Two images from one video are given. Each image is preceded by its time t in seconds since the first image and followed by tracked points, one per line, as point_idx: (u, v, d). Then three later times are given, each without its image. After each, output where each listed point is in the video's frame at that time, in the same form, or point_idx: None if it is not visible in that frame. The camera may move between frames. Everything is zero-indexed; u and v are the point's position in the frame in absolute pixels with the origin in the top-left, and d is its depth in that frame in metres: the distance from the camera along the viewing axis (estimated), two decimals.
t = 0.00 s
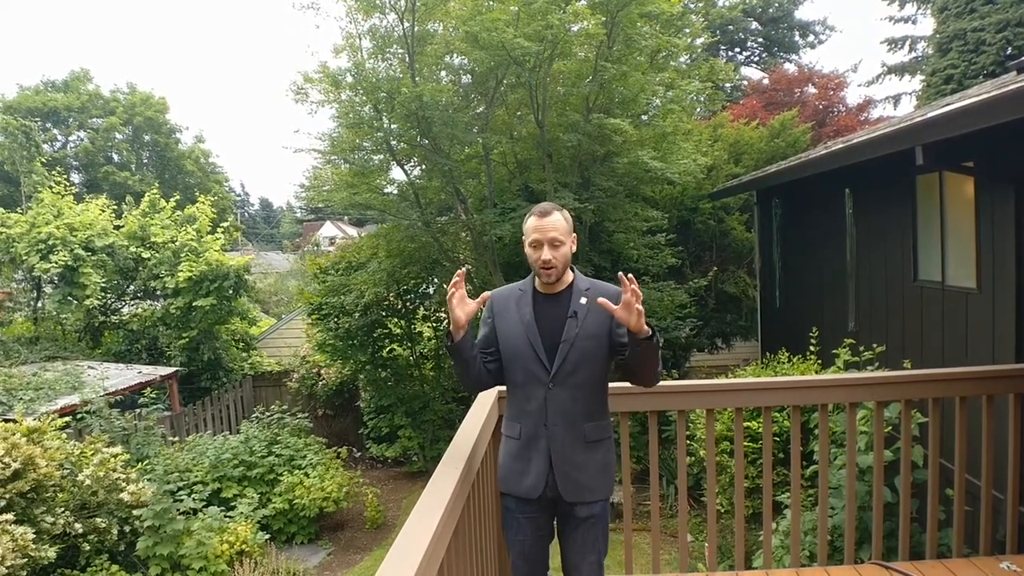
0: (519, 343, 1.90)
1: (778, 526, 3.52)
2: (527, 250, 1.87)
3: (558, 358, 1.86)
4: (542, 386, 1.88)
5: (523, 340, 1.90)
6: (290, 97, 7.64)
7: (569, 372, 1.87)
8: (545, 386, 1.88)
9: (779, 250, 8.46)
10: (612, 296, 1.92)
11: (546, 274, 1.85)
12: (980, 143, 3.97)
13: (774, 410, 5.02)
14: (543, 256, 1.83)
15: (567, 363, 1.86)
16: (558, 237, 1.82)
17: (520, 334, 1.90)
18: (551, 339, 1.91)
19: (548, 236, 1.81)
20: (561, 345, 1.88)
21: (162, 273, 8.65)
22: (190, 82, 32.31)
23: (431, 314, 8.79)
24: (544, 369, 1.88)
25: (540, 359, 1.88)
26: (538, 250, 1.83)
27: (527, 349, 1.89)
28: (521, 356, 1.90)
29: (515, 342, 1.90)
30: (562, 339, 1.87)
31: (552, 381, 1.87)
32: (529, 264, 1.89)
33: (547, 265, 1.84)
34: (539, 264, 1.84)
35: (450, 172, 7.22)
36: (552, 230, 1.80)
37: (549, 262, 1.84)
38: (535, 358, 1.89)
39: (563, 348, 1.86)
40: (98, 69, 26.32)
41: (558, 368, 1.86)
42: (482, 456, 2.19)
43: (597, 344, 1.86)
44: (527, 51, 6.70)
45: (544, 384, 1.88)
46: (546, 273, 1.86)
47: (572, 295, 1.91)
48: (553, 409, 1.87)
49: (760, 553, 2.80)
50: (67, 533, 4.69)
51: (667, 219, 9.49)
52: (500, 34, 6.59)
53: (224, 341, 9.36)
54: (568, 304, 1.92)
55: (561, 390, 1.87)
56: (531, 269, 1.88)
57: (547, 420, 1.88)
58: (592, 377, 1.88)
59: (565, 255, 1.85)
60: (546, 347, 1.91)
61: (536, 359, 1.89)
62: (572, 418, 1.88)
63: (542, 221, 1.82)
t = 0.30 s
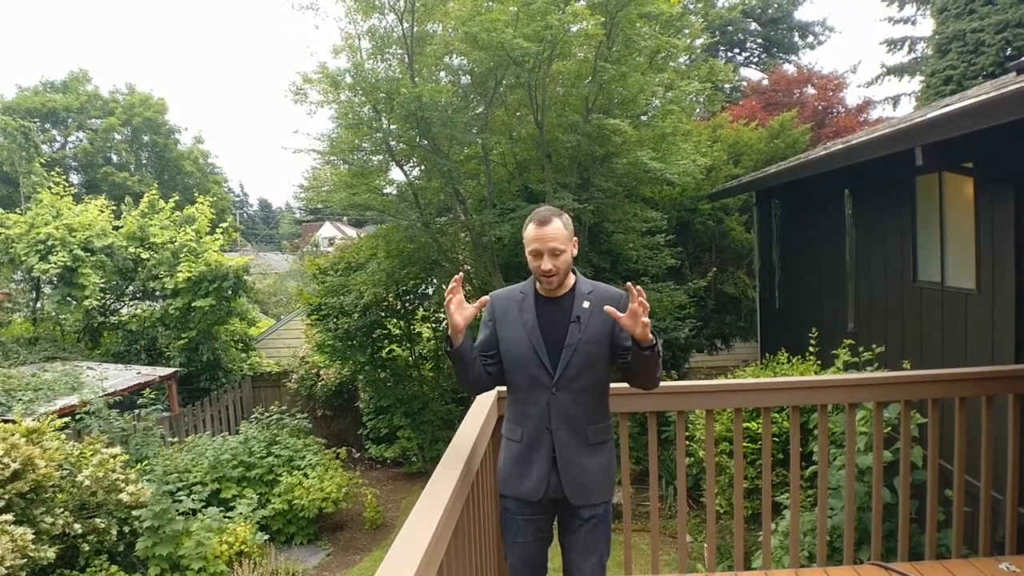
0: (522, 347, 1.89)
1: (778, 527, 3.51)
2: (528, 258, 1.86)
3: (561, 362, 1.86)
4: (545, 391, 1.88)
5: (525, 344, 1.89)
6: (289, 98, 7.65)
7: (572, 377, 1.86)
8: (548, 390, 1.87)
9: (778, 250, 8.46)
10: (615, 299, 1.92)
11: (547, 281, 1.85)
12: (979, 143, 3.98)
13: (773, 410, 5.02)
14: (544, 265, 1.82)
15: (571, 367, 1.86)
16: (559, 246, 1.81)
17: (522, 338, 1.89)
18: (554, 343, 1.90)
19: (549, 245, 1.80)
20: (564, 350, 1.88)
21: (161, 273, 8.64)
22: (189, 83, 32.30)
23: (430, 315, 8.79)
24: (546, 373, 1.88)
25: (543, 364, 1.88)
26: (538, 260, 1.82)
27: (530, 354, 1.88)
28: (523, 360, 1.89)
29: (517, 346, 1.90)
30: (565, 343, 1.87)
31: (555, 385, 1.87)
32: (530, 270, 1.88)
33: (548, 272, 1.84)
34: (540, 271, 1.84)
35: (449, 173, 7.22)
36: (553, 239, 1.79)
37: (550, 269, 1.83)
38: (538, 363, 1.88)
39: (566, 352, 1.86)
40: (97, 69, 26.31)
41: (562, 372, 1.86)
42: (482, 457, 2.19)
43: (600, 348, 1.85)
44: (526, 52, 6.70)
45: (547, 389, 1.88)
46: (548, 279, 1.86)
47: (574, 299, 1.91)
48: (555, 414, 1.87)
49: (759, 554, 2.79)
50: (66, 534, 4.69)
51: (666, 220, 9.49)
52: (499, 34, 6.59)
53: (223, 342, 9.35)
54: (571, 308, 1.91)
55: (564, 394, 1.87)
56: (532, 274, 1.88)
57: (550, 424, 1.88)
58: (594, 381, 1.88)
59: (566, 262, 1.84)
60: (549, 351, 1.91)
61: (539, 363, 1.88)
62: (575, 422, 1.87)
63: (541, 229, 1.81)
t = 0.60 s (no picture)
0: (522, 345, 1.89)
1: (778, 525, 3.50)
2: (531, 256, 1.86)
3: (561, 360, 1.86)
4: (544, 389, 1.88)
5: (525, 342, 1.88)
6: (290, 97, 7.66)
7: (572, 375, 1.86)
8: (547, 389, 1.87)
9: (779, 249, 8.46)
10: (614, 298, 1.92)
11: (553, 279, 1.85)
12: (979, 142, 3.97)
13: (774, 409, 5.01)
14: (550, 262, 1.82)
15: (571, 365, 1.86)
16: (564, 243, 1.82)
17: (522, 337, 1.89)
18: (554, 341, 1.90)
19: (555, 242, 1.81)
20: (564, 348, 1.87)
21: (162, 272, 8.65)
22: (189, 82, 32.29)
23: (430, 314, 8.79)
24: (546, 371, 1.88)
25: (543, 362, 1.88)
26: (545, 257, 1.82)
27: (530, 352, 1.88)
28: (523, 358, 1.89)
29: (517, 345, 1.89)
30: (565, 341, 1.87)
31: (555, 384, 1.86)
32: (534, 268, 1.88)
33: (553, 269, 1.83)
34: (543, 269, 1.83)
35: (450, 172, 7.21)
36: (558, 236, 1.80)
37: (555, 266, 1.83)
38: (538, 360, 1.88)
39: (566, 350, 1.86)
40: (97, 68, 26.31)
41: (561, 371, 1.86)
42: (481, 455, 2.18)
43: (600, 347, 1.85)
44: (527, 51, 6.70)
45: (546, 387, 1.88)
46: (549, 277, 1.85)
47: (575, 298, 1.91)
48: (555, 411, 1.87)
49: (759, 553, 2.79)
50: (67, 532, 4.70)
51: (666, 219, 9.50)
52: (500, 33, 6.59)
53: (224, 341, 9.36)
54: (571, 307, 1.91)
55: (564, 393, 1.87)
56: (534, 271, 1.88)
57: (550, 422, 1.88)
58: (594, 380, 1.88)
59: (570, 259, 1.85)
60: (548, 349, 1.91)
61: (539, 361, 1.88)
62: (575, 420, 1.87)
63: (547, 227, 1.82)
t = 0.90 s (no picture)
0: (521, 342, 1.89)
1: (779, 524, 3.50)
2: (530, 243, 1.87)
3: (558, 357, 1.86)
4: (543, 386, 1.88)
5: (523, 339, 1.89)
6: (290, 96, 7.67)
7: (570, 372, 1.86)
8: (546, 385, 1.87)
9: (780, 248, 8.46)
10: (612, 295, 1.92)
11: (550, 265, 1.85)
12: (981, 141, 3.96)
13: (775, 408, 5.01)
14: (548, 244, 1.83)
15: (568, 362, 1.86)
16: (562, 227, 1.84)
17: (521, 333, 1.89)
18: (553, 338, 1.91)
19: (552, 225, 1.83)
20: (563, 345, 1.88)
21: (163, 271, 8.65)
22: (190, 81, 32.30)
23: (431, 312, 8.78)
24: (545, 368, 1.88)
25: (542, 359, 1.88)
26: (542, 239, 1.83)
27: (529, 349, 1.88)
28: (523, 356, 1.89)
29: (516, 342, 1.90)
30: (563, 338, 1.87)
31: (553, 380, 1.86)
32: (533, 257, 1.88)
33: (552, 253, 1.84)
34: (541, 253, 1.84)
35: (450, 170, 7.21)
36: (556, 220, 1.83)
37: (554, 252, 1.84)
38: (537, 357, 1.88)
39: (564, 347, 1.86)
40: (98, 67, 26.32)
41: (559, 368, 1.86)
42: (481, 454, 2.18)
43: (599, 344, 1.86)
44: (527, 49, 6.69)
45: (545, 384, 1.88)
46: (547, 266, 1.86)
47: (573, 294, 1.91)
48: (553, 408, 1.87)
49: (760, 551, 2.79)
50: (68, 531, 4.71)
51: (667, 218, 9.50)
52: (501, 32, 6.58)
53: (225, 340, 9.37)
54: (568, 304, 1.92)
55: (562, 390, 1.87)
56: (532, 261, 1.88)
57: (548, 419, 1.88)
58: (592, 376, 1.88)
59: (568, 245, 1.86)
60: (547, 346, 1.91)
61: (538, 358, 1.88)
62: (574, 417, 1.87)
63: (544, 212, 1.86)
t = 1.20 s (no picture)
0: (521, 343, 1.88)
1: (779, 523, 3.49)
2: (530, 243, 1.87)
3: (558, 358, 1.85)
4: (543, 387, 1.87)
5: (523, 340, 1.88)
6: (291, 95, 7.67)
7: (570, 373, 1.86)
8: (546, 387, 1.87)
9: (780, 248, 8.46)
10: (611, 294, 1.92)
11: (550, 263, 1.84)
12: (982, 140, 3.96)
13: (775, 407, 5.00)
14: (549, 242, 1.83)
15: (568, 364, 1.85)
16: (563, 225, 1.84)
17: (520, 335, 1.89)
18: (552, 339, 1.90)
19: (553, 224, 1.83)
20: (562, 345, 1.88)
21: (163, 271, 8.64)
22: (190, 81, 32.31)
23: (432, 312, 8.78)
24: (544, 369, 1.87)
25: (542, 360, 1.87)
26: (543, 238, 1.83)
27: (529, 350, 1.88)
28: (523, 356, 1.88)
29: (515, 342, 1.89)
30: (563, 339, 1.86)
31: (553, 382, 1.86)
32: (533, 256, 1.88)
33: (552, 253, 1.83)
34: (542, 253, 1.83)
35: (450, 170, 7.21)
36: (557, 219, 1.83)
37: (554, 251, 1.83)
38: (536, 358, 1.88)
39: (564, 348, 1.85)
40: (99, 67, 26.33)
41: (559, 370, 1.85)
42: (482, 455, 2.18)
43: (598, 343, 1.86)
44: (527, 49, 6.69)
45: (545, 385, 1.87)
46: (547, 265, 1.85)
47: (571, 294, 1.91)
48: (554, 409, 1.86)
49: (760, 550, 2.79)
50: (69, 531, 4.71)
51: (667, 217, 9.50)
52: (501, 31, 6.58)
53: (225, 339, 9.37)
54: (568, 304, 1.92)
55: (563, 390, 1.86)
56: (533, 261, 1.87)
57: (549, 420, 1.87)
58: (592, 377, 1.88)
59: (569, 245, 1.86)
60: (547, 347, 1.91)
61: (538, 358, 1.88)
62: (575, 418, 1.87)
63: (546, 211, 1.86)
